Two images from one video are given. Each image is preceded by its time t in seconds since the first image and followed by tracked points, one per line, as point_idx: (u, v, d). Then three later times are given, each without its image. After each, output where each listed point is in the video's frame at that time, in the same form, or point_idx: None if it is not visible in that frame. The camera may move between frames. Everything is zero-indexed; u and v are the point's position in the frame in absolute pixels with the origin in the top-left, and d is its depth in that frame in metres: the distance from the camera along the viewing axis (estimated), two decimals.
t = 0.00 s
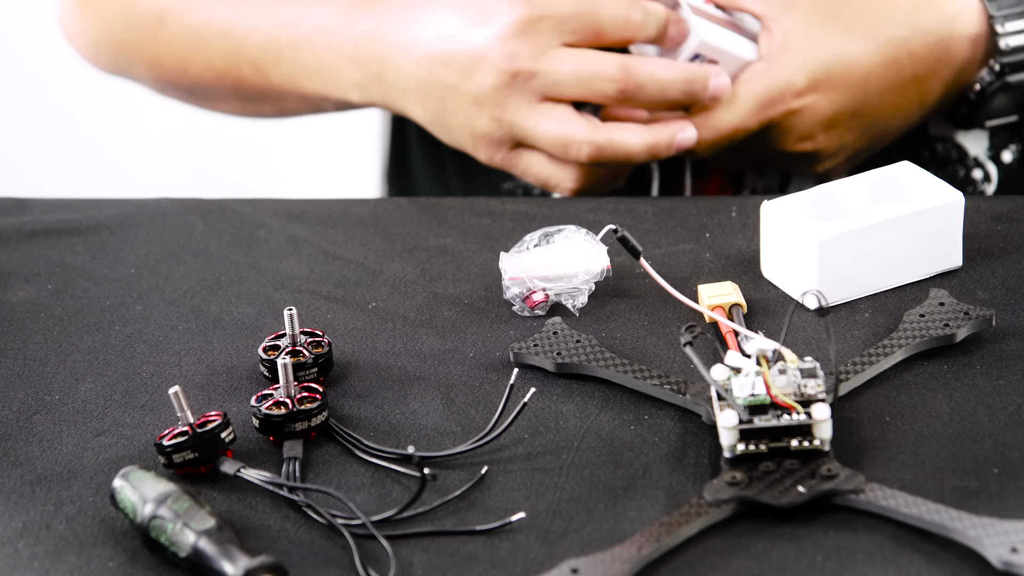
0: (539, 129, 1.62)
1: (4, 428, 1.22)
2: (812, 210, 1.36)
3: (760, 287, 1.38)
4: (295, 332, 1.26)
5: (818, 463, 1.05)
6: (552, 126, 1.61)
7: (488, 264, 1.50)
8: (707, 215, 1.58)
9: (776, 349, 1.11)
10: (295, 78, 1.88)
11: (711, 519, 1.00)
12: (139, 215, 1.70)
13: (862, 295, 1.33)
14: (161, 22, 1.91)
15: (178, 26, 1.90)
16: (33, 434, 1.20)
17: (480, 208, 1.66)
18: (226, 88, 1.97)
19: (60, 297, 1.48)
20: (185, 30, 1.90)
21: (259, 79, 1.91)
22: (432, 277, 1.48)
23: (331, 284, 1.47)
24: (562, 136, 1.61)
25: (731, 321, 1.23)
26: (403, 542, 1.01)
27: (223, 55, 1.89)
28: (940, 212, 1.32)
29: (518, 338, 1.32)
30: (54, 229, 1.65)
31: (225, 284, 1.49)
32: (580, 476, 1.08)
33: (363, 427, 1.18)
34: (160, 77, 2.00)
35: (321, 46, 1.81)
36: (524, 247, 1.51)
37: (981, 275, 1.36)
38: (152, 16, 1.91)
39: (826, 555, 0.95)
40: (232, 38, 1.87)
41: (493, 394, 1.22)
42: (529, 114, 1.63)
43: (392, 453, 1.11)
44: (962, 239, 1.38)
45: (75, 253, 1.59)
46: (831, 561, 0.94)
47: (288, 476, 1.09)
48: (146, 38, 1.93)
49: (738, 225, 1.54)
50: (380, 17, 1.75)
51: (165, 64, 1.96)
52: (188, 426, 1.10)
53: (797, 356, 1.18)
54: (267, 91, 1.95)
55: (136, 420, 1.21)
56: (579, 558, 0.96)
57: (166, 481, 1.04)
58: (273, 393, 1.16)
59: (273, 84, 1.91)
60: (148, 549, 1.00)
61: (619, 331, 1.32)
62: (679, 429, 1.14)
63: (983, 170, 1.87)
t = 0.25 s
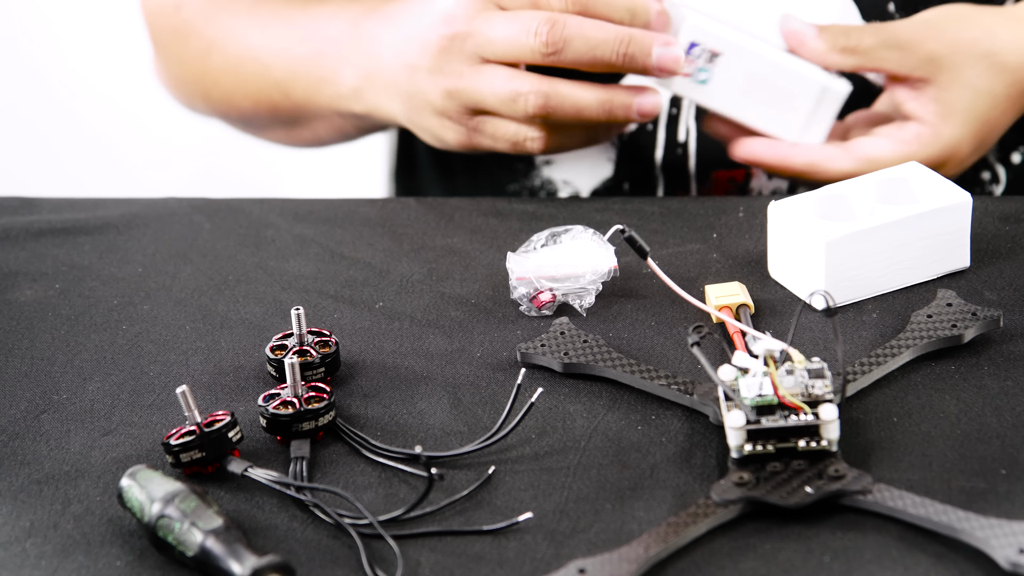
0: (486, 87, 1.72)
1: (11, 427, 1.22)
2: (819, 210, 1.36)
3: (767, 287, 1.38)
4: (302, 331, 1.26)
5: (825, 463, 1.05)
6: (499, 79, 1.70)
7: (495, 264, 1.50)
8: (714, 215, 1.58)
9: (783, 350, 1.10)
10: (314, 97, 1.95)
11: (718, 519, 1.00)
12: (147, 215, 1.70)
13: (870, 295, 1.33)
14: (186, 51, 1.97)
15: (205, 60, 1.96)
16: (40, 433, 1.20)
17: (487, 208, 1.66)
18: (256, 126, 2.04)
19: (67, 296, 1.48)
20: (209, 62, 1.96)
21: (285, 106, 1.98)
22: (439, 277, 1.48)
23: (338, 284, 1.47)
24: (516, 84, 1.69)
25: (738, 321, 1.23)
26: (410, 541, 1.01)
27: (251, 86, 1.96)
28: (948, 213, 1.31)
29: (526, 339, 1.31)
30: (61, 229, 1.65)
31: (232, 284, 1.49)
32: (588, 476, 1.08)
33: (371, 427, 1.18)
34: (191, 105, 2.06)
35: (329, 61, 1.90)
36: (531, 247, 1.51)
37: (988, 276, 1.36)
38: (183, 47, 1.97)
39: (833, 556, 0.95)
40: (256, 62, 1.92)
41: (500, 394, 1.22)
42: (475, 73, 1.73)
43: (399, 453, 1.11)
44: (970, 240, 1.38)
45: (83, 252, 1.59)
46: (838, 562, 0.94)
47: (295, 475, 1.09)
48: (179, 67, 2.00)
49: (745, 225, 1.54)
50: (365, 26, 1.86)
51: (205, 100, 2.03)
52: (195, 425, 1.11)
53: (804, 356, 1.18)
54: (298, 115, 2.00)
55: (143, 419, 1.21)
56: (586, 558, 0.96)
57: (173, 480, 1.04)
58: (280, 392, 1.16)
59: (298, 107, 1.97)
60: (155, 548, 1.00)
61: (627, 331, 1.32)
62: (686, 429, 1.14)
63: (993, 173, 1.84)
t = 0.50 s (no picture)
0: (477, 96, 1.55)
1: (18, 426, 1.22)
2: (825, 211, 1.36)
3: (774, 288, 1.38)
4: (309, 331, 1.26)
5: (832, 463, 1.05)
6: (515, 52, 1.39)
7: (502, 264, 1.50)
8: (721, 216, 1.58)
9: (790, 350, 1.10)
10: (349, 95, 1.90)
11: (725, 520, 0.99)
12: (154, 215, 1.71)
13: (876, 296, 1.33)
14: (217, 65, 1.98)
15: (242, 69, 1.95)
16: (47, 432, 1.20)
17: (494, 208, 1.66)
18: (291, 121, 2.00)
19: (74, 296, 1.48)
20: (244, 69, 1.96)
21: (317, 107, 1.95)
22: (446, 277, 1.48)
23: (345, 284, 1.47)
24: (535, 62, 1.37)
25: (745, 321, 1.23)
26: (417, 541, 1.01)
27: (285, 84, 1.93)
28: (954, 214, 1.31)
29: (533, 339, 1.31)
30: (69, 229, 1.65)
31: (239, 284, 1.49)
32: (594, 476, 1.08)
33: (378, 427, 1.18)
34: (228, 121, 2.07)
35: (368, 52, 1.82)
36: (537, 247, 1.51)
37: (995, 277, 1.36)
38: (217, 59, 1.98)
39: (840, 556, 0.95)
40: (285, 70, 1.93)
41: (507, 394, 1.22)
42: (500, 43, 1.41)
43: (406, 453, 1.11)
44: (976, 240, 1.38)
45: (90, 251, 1.60)
46: (845, 562, 0.94)
47: (302, 475, 1.09)
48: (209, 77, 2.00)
49: (751, 225, 1.54)
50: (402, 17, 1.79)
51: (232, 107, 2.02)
52: (202, 424, 1.11)
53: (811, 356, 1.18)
54: (329, 119, 1.98)
55: (150, 419, 1.21)
56: (592, 558, 0.96)
57: (180, 479, 1.04)
58: (287, 392, 1.16)
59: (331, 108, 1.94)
60: (161, 547, 1.00)
61: (633, 331, 1.32)
62: (692, 429, 1.14)
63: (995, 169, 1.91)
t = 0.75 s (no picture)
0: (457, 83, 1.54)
1: (22, 426, 1.22)
2: (828, 211, 1.36)
3: (777, 288, 1.38)
4: (313, 331, 1.26)
5: (835, 463, 1.05)
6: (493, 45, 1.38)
7: (506, 263, 1.50)
8: (724, 216, 1.58)
9: (793, 350, 1.10)
10: (327, 79, 1.88)
11: (729, 519, 0.99)
12: (158, 215, 1.71)
13: (880, 296, 1.33)
14: (206, 47, 1.97)
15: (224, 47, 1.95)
16: (51, 432, 1.20)
17: (497, 208, 1.66)
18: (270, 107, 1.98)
19: (78, 295, 1.48)
20: (230, 46, 1.95)
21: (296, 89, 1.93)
22: (449, 276, 1.48)
23: (348, 284, 1.47)
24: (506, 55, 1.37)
25: (749, 321, 1.23)
26: (420, 541, 1.01)
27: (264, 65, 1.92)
28: (958, 214, 1.31)
29: (536, 338, 1.31)
30: (73, 228, 1.65)
31: (243, 283, 1.49)
32: (598, 476, 1.08)
33: (381, 427, 1.18)
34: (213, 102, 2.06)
35: (349, 39, 1.82)
36: (541, 247, 1.51)
37: (999, 277, 1.36)
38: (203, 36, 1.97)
39: (843, 556, 0.95)
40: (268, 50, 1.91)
41: (511, 394, 1.22)
42: (480, 32, 1.40)
43: (409, 452, 1.11)
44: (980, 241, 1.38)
45: (94, 251, 1.60)
46: (849, 562, 0.94)
47: (306, 475, 1.09)
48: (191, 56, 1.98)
49: (755, 225, 1.54)
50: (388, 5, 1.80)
51: (208, 85, 2.00)
52: (206, 424, 1.11)
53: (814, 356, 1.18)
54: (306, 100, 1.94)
55: (154, 419, 1.21)
56: (596, 558, 0.96)
57: (183, 479, 1.04)
58: (291, 391, 1.16)
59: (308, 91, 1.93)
60: (165, 547, 1.00)
61: (637, 331, 1.32)
62: (696, 429, 1.14)
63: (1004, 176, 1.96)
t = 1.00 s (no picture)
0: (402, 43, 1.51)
1: (25, 426, 1.22)
2: (829, 212, 1.36)
3: (779, 287, 1.38)
4: (315, 330, 1.26)
5: (838, 463, 1.05)
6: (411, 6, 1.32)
7: (508, 263, 1.50)
8: (727, 215, 1.58)
9: (796, 349, 1.10)
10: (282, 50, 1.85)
11: (731, 519, 0.99)
12: (160, 215, 1.70)
13: (882, 296, 1.33)
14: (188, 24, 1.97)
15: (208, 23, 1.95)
16: (53, 432, 1.21)
17: (499, 208, 1.66)
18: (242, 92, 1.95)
19: (80, 295, 1.48)
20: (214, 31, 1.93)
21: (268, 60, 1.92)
22: (452, 276, 1.48)
23: (351, 283, 1.47)
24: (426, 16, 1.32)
25: (751, 321, 1.23)
26: (422, 541, 1.01)
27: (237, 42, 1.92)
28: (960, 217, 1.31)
29: (538, 338, 1.31)
30: (75, 228, 1.65)
31: (245, 283, 1.49)
32: (600, 476, 1.08)
33: (383, 426, 1.18)
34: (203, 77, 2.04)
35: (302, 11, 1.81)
36: (543, 247, 1.51)
37: (1001, 277, 1.36)
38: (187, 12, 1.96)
39: (846, 556, 0.95)
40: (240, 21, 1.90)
41: (513, 393, 1.22)
42: None
43: (411, 452, 1.11)
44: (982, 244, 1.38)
45: (96, 251, 1.60)
46: (852, 561, 0.94)
47: (308, 475, 1.09)
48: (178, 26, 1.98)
49: (757, 225, 1.54)
50: None
51: (191, 59, 1.99)
52: (208, 424, 1.11)
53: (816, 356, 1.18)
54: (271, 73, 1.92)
55: (156, 419, 1.22)
56: (598, 558, 0.96)
57: (186, 479, 1.04)
58: (293, 391, 1.16)
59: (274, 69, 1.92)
60: (167, 547, 1.00)
61: (639, 331, 1.32)
62: (698, 429, 1.14)
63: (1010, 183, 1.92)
